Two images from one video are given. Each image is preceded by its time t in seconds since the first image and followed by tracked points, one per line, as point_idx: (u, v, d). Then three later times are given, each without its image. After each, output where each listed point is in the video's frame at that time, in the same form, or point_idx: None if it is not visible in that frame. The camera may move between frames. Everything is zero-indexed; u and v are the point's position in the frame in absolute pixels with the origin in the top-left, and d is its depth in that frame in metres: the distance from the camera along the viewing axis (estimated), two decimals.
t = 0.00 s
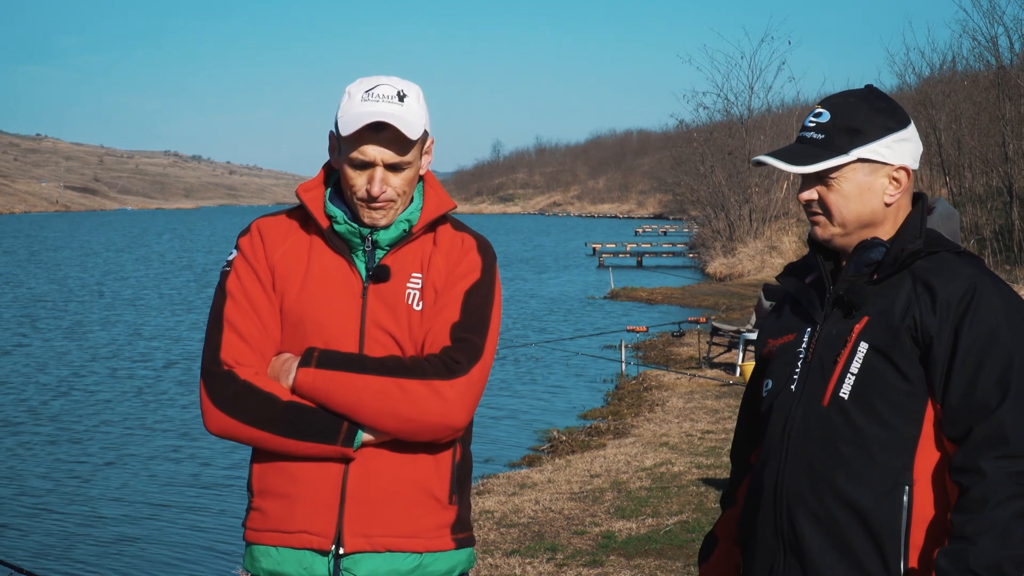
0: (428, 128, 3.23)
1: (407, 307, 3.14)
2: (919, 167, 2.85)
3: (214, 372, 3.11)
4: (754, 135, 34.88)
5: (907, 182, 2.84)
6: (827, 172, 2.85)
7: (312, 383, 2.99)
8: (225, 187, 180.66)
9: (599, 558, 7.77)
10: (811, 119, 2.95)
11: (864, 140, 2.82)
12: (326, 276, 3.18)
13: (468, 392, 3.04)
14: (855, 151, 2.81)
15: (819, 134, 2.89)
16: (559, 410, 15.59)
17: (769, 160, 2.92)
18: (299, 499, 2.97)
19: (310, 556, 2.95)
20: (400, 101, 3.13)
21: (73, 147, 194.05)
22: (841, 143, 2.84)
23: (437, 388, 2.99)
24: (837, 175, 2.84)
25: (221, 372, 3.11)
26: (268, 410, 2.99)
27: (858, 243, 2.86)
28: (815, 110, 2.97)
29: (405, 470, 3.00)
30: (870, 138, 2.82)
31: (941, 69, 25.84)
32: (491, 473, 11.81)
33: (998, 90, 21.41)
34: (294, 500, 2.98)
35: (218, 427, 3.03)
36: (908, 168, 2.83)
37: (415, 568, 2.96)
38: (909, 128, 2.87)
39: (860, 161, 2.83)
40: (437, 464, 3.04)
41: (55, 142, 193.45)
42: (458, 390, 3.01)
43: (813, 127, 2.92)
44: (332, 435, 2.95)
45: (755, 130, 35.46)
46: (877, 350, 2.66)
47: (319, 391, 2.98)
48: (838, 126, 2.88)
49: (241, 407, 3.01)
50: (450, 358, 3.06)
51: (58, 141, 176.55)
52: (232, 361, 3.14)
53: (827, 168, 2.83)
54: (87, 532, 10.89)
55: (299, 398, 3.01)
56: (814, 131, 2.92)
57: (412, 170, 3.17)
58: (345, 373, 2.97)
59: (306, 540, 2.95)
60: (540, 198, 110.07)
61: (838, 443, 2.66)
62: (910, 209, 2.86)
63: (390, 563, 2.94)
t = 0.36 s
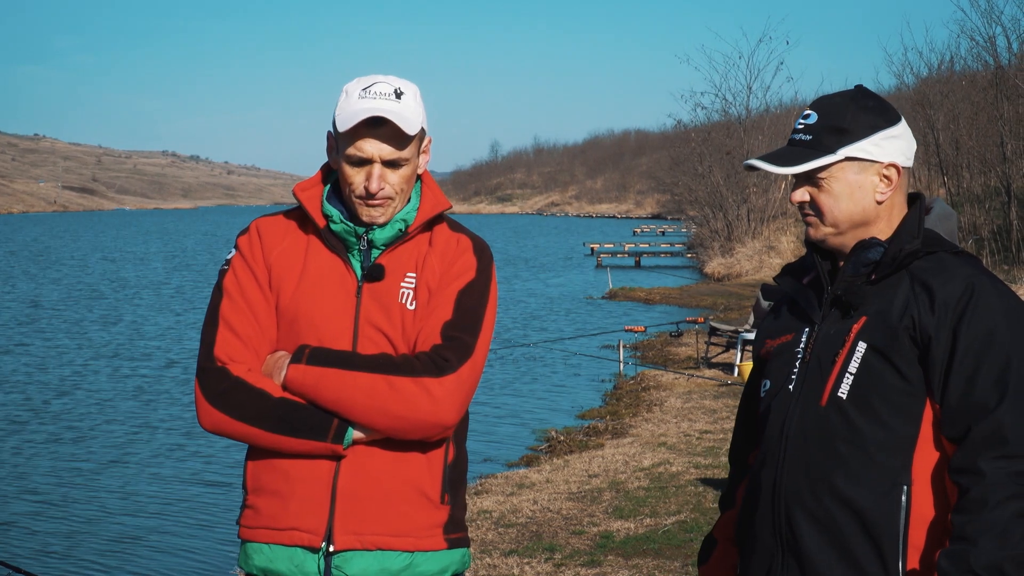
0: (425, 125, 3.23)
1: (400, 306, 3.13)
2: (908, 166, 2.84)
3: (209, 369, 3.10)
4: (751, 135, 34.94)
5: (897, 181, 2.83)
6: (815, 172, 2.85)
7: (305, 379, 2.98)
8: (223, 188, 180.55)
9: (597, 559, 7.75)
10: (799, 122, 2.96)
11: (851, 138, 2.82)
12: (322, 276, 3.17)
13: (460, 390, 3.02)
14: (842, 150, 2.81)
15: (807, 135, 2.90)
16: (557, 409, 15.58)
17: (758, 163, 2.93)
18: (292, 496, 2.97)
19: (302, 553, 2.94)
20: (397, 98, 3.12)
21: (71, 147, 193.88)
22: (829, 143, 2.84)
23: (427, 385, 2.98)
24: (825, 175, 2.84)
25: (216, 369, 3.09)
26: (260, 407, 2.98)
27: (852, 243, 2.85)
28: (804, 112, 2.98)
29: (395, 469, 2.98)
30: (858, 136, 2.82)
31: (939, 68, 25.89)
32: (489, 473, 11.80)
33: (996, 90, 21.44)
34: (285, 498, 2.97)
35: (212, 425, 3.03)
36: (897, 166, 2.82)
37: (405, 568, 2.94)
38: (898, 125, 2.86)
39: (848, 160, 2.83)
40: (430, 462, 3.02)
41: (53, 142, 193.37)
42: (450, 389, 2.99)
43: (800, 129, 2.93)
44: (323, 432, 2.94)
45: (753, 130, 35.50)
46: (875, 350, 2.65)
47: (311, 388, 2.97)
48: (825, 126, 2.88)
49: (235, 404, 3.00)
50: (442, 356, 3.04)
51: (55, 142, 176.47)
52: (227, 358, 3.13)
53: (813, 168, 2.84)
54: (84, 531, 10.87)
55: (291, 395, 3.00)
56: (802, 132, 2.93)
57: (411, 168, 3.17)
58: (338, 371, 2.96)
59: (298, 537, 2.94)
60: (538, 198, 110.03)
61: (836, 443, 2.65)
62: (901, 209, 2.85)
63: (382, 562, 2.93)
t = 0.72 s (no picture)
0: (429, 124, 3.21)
1: (403, 305, 3.12)
2: (904, 164, 2.82)
3: (213, 367, 3.09)
4: (750, 134, 34.95)
5: (894, 180, 2.82)
6: (811, 170, 2.84)
7: (309, 377, 2.97)
8: (221, 187, 180.43)
9: (596, 559, 7.74)
10: (796, 120, 2.94)
11: (848, 137, 2.81)
12: (325, 275, 3.16)
13: (464, 389, 3.01)
14: (839, 148, 2.80)
15: (803, 133, 2.88)
16: (555, 409, 15.57)
17: (755, 161, 2.91)
18: (297, 496, 2.95)
19: (307, 553, 2.92)
20: (400, 95, 3.11)
21: (69, 147, 193.68)
22: (826, 141, 2.83)
23: (429, 384, 2.96)
24: (821, 173, 2.83)
25: (220, 367, 3.08)
26: (262, 406, 2.96)
27: (850, 242, 2.84)
28: (801, 110, 2.96)
29: (401, 468, 2.97)
30: (855, 135, 2.81)
31: (937, 68, 25.91)
32: (487, 473, 11.80)
33: (994, 90, 21.45)
34: (291, 497, 2.96)
35: (215, 424, 3.01)
36: (893, 166, 2.81)
37: (412, 567, 2.93)
38: (897, 125, 2.85)
39: (844, 159, 2.82)
40: (436, 461, 3.01)
41: (51, 142, 193.24)
42: (453, 389, 2.98)
43: (797, 128, 2.92)
44: (328, 431, 2.92)
45: (751, 130, 35.51)
46: (870, 350, 2.64)
47: (314, 387, 2.96)
48: (821, 125, 2.87)
49: (239, 403, 2.99)
50: (449, 355, 3.03)
51: (54, 142, 176.38)
52: (231, 357, 3.12)
53: (809, 166, 2.82)
54: (84, 532, 10.84)
55: (294, 394, 2.99)
56: (799, 131, 2.91)
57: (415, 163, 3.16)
58: (340, 370, 2.95)
59: (303, 537, 2.93)
60: (537, 198, 109.98)
61: (831, 444, 2.64)
62: (899, 209, 2.84)
63: (389, 560, 2.92)
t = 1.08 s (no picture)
0: (423, 123, 3.21)
1: (400, 305, 3.11)
2: (902, 163, 2.82)
3: (210, 362, 3.09)
4: (749, 134, 34.97)
5: (891, 180, 2.81)
6: (808, 165, 2.84)
7: (304, 375, 2.96)
8: (220, 188, 180.32)
9: (595, 559, 7.73)
10: (796, 117, 2.95)
11: (845, 134, 2.81)
12: (325, 274, 3.16)
13: (460, 390, 2.99)
14: (834, 145, 2.80)
15: (801, 130, 2.89)
16: (554, 409, 15.56)
17: (753, 157, 2.92)
18: (291, 494, 2.95)
19: (300, 550, 2.91)
20: (389, 86, 3.16)
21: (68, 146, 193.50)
22: (823, 138, 2.83)
23: (425, 383, 2.95)
24: (818, 170, 2.83)
25: (217, 364, 3.08)
26: (258, 403, 2.95)
27: (849, 241, 2.84)
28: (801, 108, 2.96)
29: (394, 468, 2.97)
30: (852, 133, 2.81)
31: (937, 68, 25.93)
32: (486, 473, 11.80)
33: (993, 90, 21.45)
34: (285, 494, 2.96)
35: (212, 420, 3.01)
36: (890, 165, 2.81)
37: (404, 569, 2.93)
38: (895, 124, 2.84)
39: (841, 156, 2.82)
40: (431, 461, 3.01)
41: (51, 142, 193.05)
42: (448, 389, 2.97)
43: (796, 124, 2.92)
44: (322, 428, 2.92)
45: (750, 130, 35.53)
46: (870, 350, 2.63)
47: (311, 385, 2.94)
48: (819, 122, 2.87)
49: (236, 399, 2.98)
50: (443, 355, 3.02)
51: (53, 143, 176.40)
52: (229, 352, 3.11)
53: (807, 161, 2.82)
54: (83, 531, 10.84)
55: (289, 390, 2.97)
56: (797, 127, 2.91)
57: (397, 155, 3.15)
58: (337, 367, 2.94)
59: (296, 534, 2.92)
60: (536, 199, 109.87)
61: (830, 444, 2.64)
62: (900, 208, 2.83)
63: (381, 561, 2.92)
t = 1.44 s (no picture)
0: (419, 122, 3.20)
1: (393, 304, 3.10)
2: (897, 161, 2.81)
3: (203, 360, 3.09)
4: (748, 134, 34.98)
5: (884, 178, 2.81)
6: (803, 162, 2.85)
7: (292, 372, 2.95)
8: (219, 188, 180.27)
9: (595, 559, 7.73)
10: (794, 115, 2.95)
11: (838, 131, 2.81)
12: (321, 272, 3.16)
13: (447, 388, 2.96)
14: (828, 142, 2.81)
15: (798, 127, 2.90)
16: (554, 409, 15.56)
17: (749, 154, 2.94)
18: (282, 492, 2.96)
19: (290, 548, 2.93)
20: (385, 84, 3.16)
21: (68, 147, 193.39)
22: (817, 135, 2.84)
23: (413, 381, 2.93)
24: (812, 167, 2.84)
25: (210, 361, 3.08)
26: (248, 400, 2.96)
27: (848, 240, 2.84)
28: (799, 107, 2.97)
29: (383, 466, 2.96)
30: (845, 129, 2.81)
31: (936, 68, 25.95)
32: (486, 473, 11.79)
33: (993, 90, 21.45)
34: (275, 492, 2.97)
35: (206, 418, 3.01)
36: (884, 162, 2.80)
37: (393, 568, 2.92)
38: (890, 123, 2.84)
39: (834, 152, 2.82)
40: (420, 460, 2.99)
41: (51, 142, 192.98)
42: (435, 388, 2.94)
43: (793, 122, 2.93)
44: (310, 426, 2.91)
45: (750, 130, 35.54)
46: (867, 349, 2.63)
47: (299, 382, 2.94)
48: (815, 119, 2.88)
49: (228, 397, 2.98)
50: (427, 353, 2.99)
51: (53, 144, 176.37)
52: (222, 350, 3.11)
53: (800, 158, 2.83)
54: (82, 530, 10.82)
55: (278, 388, 2.97)
56: (795, 126, 2.92)
57: (391, 153, 3.15)
58: (326, 365, 2.93)
59: (286, 532, 2.93)
60: (536, 199, 109.85)
61: (830, 444, 2.63)
62: (897, 209, 2.83)
63: (369, 560, 2.91)
